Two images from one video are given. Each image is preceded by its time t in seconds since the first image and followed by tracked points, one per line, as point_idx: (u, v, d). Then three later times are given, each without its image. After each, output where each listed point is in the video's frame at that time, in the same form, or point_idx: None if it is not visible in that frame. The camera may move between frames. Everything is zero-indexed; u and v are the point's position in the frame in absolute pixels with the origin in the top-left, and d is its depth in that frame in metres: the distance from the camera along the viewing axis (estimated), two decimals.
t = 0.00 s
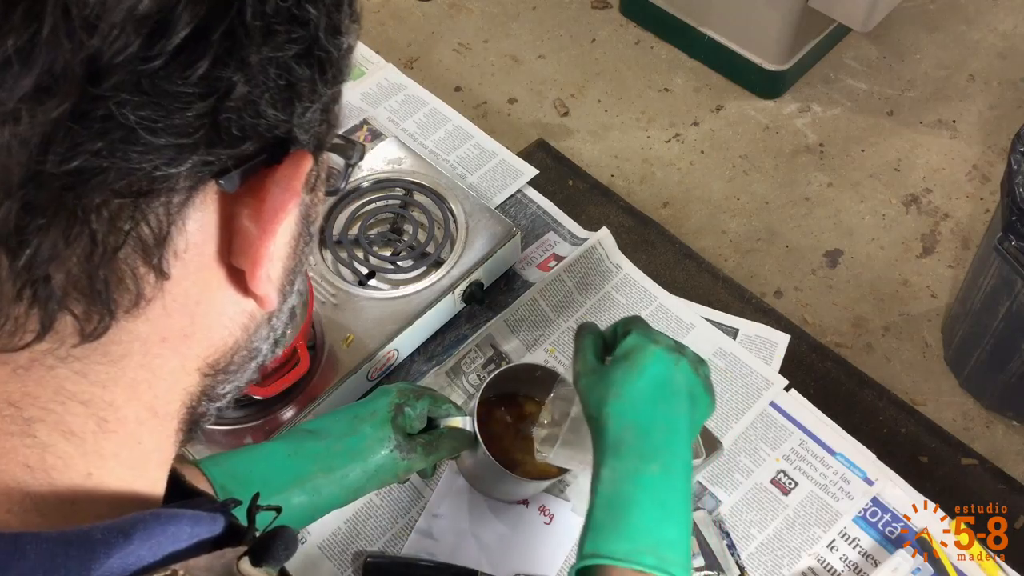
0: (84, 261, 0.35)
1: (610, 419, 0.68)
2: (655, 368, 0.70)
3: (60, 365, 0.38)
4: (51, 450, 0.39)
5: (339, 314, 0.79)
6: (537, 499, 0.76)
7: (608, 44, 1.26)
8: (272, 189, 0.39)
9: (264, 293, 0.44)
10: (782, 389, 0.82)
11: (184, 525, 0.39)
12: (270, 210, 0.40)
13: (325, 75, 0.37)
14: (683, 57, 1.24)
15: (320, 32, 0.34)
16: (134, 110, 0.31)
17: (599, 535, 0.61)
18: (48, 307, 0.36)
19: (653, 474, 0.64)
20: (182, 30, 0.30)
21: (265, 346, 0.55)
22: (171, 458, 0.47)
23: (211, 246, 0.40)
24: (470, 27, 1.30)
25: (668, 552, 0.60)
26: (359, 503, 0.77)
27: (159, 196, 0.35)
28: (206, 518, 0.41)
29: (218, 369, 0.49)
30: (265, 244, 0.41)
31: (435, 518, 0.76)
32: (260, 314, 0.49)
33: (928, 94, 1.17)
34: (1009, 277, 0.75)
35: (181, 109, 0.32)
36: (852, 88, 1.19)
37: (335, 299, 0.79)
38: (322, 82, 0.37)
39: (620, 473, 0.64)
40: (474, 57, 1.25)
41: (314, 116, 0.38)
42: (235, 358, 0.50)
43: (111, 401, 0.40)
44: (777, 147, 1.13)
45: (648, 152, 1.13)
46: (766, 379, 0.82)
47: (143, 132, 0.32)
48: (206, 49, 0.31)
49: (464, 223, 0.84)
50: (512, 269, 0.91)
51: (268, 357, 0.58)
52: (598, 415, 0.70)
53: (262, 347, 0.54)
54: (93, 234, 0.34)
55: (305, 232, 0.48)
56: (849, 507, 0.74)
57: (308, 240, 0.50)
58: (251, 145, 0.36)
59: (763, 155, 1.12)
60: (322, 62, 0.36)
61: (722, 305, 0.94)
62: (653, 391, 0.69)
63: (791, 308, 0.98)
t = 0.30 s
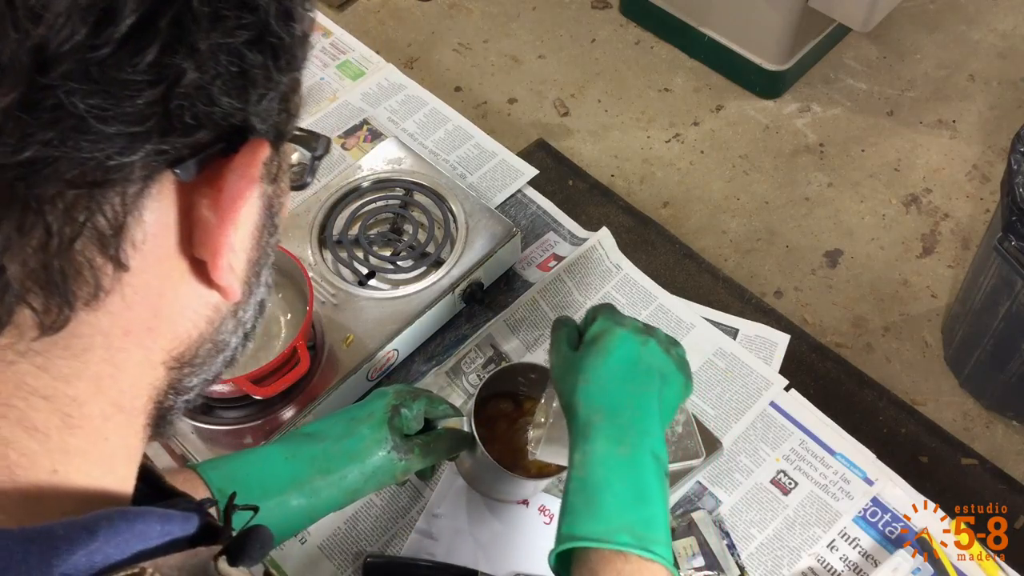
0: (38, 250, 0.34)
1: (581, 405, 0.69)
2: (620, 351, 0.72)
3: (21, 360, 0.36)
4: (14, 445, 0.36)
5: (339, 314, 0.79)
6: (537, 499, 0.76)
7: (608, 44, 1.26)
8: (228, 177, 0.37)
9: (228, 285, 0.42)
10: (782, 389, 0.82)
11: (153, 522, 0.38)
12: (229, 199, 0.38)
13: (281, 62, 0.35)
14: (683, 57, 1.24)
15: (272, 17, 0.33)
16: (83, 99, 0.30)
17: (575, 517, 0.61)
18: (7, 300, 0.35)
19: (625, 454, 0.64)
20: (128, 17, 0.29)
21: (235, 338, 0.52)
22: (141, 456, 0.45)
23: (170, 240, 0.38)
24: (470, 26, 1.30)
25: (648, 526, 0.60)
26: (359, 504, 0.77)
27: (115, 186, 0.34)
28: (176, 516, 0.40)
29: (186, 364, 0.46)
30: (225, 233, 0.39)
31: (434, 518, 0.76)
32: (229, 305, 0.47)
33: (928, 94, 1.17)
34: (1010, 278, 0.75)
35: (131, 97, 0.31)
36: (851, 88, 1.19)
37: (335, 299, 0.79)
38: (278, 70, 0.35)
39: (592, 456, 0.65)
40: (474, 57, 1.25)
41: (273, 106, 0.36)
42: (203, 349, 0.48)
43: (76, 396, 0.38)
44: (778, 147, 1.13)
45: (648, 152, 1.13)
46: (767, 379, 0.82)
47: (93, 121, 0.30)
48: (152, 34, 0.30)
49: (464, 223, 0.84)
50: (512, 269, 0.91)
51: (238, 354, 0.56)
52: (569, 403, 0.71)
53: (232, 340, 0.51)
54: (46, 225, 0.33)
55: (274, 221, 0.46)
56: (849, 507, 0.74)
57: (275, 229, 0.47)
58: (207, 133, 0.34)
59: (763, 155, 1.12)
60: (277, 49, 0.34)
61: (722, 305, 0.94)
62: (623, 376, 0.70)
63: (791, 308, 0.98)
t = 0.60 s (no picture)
0: None
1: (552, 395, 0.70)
2: (584, 340, 0.73)
3: None
4: None
5: (339, 314, 0.79)
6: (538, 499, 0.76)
7: (609, 44, 1.26)
8: (179, 161, 0.37)
9: (185, 271, 0.42)
10: (782, 389, 0.82)
11: (119, 517, 0.37)
12: (179, 183, 0.38)
13: (226, 45, 0.35)
14: (683, 57, 1.24)
15: None
16: (24, 86, 0.30)
17: (550, 502, 0.60)
18: None
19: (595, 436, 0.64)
20: (65, 2, 0.29)
21: (198, 330, 0.51)
22: (109, 451, 0.44)
23: (124, 229, 0.38)
24: (470, 26, 1.30)
25: (624, 501, 0.59)
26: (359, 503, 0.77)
27: (63, 174, 0.34)
28: (144, 511, 0.39)
29: (150, 354, 0.45)
30: (179, 219, 0.39)
31: (434, 518, 0.75)
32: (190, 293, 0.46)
33: (928, 94, 1.17)
34: (1009, 277, 0.75)
35: (73, 84, 0.31)
36: (851, 88, 1.19)
37: (335, 299, 0.79)
38: (223, 53, 0.35)
39: (565, 443, 0.65)
40: (474, 57, 1.25)
41: (221, 89, 0.36)
42: (166, 339, 0.46)
43: (36, 390, 0.38)
44: (778, 147, 1.13)
45: (648, 152, 1.13)
46: (766, 379, 0.82)
47: (37, 107, 0.31)
48: (91, 20, 0.30)
49: (464, 222, 0.84)
50: (512, 270, 0.91)
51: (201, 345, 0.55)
52: (542, 396, 0.71)
53: (196, 330, 0.51)
54: None
55: (230, 209, 0.46)
56: (848, 508, 0.74)
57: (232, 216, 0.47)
58: (154, 117, 0.35)
59: (763, 155, 1.12)
60: (220, 31, 0.34)
61: (722, 305, 0.94)
62: (588, 360, 0.71)
63: (791, 308, 0.98)
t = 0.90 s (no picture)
0: None
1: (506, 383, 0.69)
2: (532, 322, 0.72)
3: None
4: None
5: (339, 314, 0.79)
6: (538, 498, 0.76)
7: (608, 44, 1.26)
8: (115, 142, 0.37)
9: (132, 251, 0.41)
10: (782, 389, 0.82)
11: (75, 508, 0.38)
12: (117, 163, 0.37)
13: (151, 23, 0.35)
14: (683, 58, 1.24)
15: None
16: None
17: (516, 484, 0.60)
18: None
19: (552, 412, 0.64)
20: None
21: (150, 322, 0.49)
22: (67, 447, 0.44)
23: (68, 215, 0.37)
24: (470, 26, 1.30)
25: (588, 466, 0.59)
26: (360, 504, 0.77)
27: None
28: (99, 504, 0.40)
29: (101, 342, 0.44)
30: (121, 199, 0.38)
31: (435, 518, 0.75)
32: (140, 278, 0.45)
33: (928, 94, 1.17)
34: (1010, 277, 0.75)
35: None
36: (851, 88, 1.19)
37: (335, 299, 0.79)
38: (150, 32, 0.36)
39: (524, 427, 0.64)
40: (474, 57, 1.25)
41: (152, 70, 0.37)
42: (121, 329, 0.46)
43: None
44: (778, 147, 1.13)
45: (648, 152, 1.13)
46: (766, 379, 0.82)
47: None
48: (10, 4, 0.30)
49: (464, 222, 0.84)
50: (512, 270, 0.91)
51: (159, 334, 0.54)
52: (500, 386, 0.71)
53: (150, 316, 0.49)
54: None
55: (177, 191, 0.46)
56: (849, 508, 0.74)
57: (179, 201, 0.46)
58: (84, 98, 0.35)
59: (763, 155, 1.12)
60: (144, 10, 0.35)
61: (723, 305, 0.94)
62: (536, 341, 0.71)
63: (791, 308, 0.98)
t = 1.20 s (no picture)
0: None
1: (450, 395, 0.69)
2: (457, 331, 0.72)
3: None
4: None
5: (339, 314, 0.79)
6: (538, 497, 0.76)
7: (608, 44, 1.26)
8: (47, 123, 0.37)
9: (72, 233, 0.41)
10: (782, 389, 0.82)
11: (30, 498, 0.39)
12: (49, 144, 0.37)
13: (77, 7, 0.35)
14: (683, 58, 1.24)
15: None
16: None
17: (476, 488, 0.60)
18: None
19: (493, 410, 0.64)
20: None
21: (100, 310, 0.49)
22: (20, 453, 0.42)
23: (7, 199, 0.37)
24: (470, 26, 1.30)
25: (537, 450, 0.59)
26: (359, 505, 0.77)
27: None
28: (57, 498, 0.41)
29: (48, 330, 0.44)
30: (57, 181, 0.38)
31: (434, 518, 0.75)
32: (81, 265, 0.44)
33: (928, 94, 1.17)
34: (1009, 277, 0.75)
35: None
36: (851, 88, 1.19)
37: (335, 299, 0.79)
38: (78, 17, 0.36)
39: (472, 434, 0.64)
40: (474, 57, 1.25)
41: (82, 54, 0.37)
42: (71, 321, 0.46)
43: None
44: (777, 147, 1.13)
45: (648, 152, 1.13)
46: (766, 379, 0.82)
47: None
48: None
49: (464, 222, 0.84)
50: (512, 270, 0.91)
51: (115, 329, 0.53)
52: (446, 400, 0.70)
53: (99, 306, 0.48)
54: None
55: (115, 178, 0.46)
56: (849, 508, 0.74)
57: (118, 187, 0.46)
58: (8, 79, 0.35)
59: (763, 155, 1.12)
60: None
61: (723, 305, 0.94)
62: (469, 348, 0.71)
63: (791, 308, 0.98)
